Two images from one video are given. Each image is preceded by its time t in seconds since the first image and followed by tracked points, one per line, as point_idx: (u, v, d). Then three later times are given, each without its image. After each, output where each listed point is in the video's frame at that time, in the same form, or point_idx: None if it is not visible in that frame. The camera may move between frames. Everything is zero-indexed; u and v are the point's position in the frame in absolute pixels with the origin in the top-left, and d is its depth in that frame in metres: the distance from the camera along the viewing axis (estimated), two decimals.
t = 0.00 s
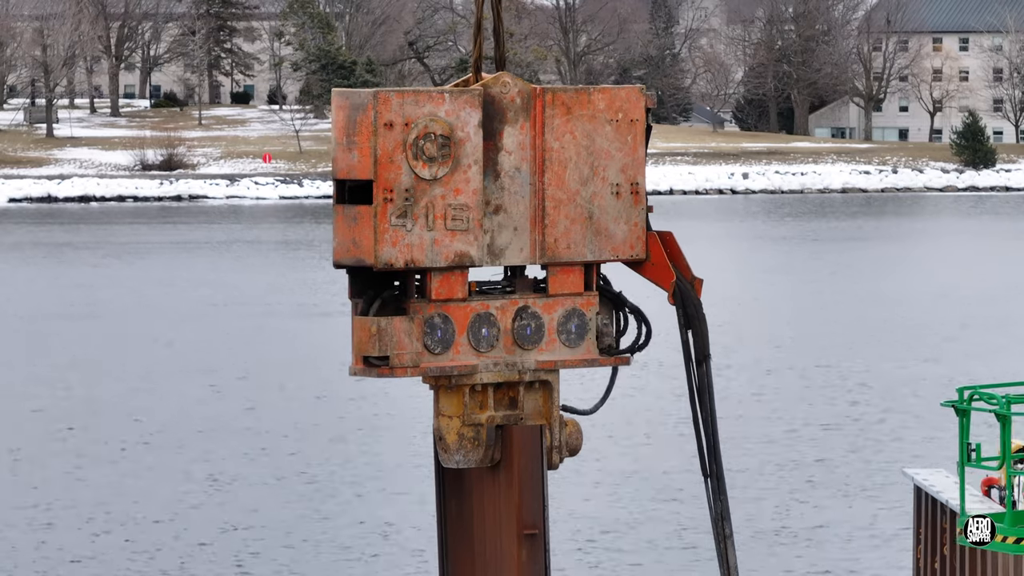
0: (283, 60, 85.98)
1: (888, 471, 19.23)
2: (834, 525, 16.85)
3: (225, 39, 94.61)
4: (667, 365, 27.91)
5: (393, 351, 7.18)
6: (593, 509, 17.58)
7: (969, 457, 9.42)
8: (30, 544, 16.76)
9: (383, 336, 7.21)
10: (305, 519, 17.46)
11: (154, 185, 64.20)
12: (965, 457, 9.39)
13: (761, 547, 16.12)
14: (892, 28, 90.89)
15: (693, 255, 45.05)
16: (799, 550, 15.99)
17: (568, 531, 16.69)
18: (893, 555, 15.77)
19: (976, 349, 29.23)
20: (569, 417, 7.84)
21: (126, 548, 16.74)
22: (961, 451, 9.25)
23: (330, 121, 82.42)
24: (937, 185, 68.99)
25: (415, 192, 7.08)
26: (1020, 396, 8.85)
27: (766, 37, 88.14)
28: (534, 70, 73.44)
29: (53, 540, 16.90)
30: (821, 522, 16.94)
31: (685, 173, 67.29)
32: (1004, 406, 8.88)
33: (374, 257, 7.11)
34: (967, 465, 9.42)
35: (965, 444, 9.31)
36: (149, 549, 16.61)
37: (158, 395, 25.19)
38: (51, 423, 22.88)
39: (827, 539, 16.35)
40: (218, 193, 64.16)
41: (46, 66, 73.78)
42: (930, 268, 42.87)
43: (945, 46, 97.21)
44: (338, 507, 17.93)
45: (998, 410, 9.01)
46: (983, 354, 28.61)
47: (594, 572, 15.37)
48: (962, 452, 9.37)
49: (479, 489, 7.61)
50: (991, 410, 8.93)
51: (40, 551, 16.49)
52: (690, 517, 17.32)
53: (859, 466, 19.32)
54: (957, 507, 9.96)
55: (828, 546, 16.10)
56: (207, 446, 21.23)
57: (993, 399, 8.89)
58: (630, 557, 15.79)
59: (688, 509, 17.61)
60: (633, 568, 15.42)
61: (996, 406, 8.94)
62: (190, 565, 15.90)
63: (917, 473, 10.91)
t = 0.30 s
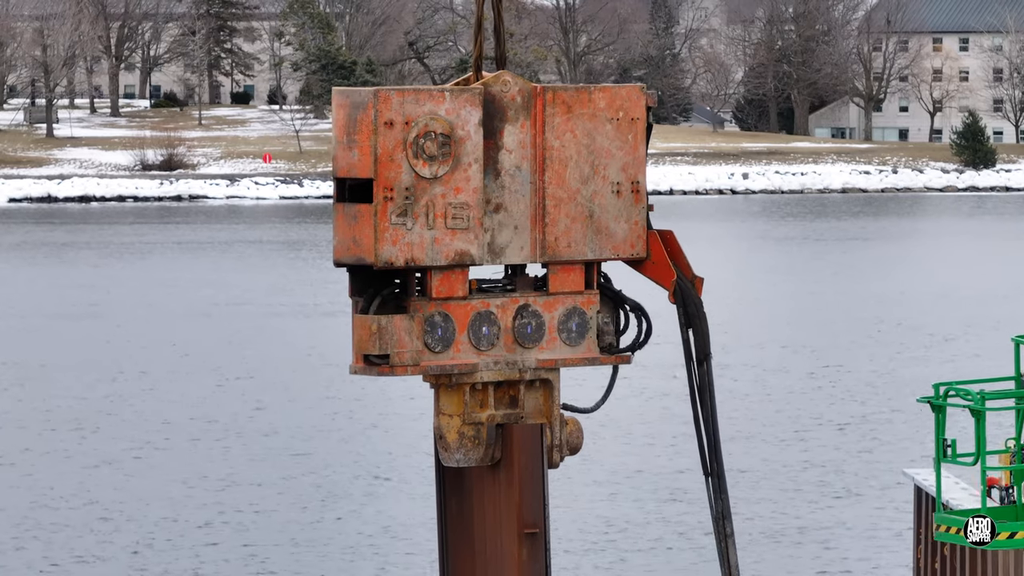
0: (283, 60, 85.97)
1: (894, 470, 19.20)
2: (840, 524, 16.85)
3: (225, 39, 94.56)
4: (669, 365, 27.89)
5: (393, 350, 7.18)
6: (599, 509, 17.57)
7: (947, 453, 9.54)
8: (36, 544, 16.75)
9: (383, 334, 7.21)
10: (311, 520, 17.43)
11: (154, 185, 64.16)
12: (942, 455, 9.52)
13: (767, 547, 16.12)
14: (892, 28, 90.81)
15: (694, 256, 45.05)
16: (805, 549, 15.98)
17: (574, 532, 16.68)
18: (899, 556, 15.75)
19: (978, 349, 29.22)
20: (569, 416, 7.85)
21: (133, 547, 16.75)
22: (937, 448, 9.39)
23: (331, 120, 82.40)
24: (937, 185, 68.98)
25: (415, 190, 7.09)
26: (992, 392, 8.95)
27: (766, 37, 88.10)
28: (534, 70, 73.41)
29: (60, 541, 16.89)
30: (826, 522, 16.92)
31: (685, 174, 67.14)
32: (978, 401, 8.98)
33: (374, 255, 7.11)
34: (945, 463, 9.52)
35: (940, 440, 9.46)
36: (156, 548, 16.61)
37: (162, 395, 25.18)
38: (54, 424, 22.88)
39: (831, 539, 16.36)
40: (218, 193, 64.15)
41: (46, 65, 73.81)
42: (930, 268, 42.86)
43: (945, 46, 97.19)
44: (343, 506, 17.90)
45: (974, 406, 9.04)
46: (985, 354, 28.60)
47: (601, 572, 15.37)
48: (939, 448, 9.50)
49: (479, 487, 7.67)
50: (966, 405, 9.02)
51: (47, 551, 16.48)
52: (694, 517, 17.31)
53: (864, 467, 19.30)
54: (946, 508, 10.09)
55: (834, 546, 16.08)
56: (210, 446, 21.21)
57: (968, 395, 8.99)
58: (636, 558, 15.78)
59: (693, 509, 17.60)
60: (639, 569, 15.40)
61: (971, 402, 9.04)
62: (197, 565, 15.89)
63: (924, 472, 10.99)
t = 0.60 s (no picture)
0: (283, 60, 85.97)
1: (898, 469, 19.20)
2: (846, 524, 16.85)
3: (225, 39, 94.52)
4: (671, 364, 27.90)
5: (394, 348, 7.19)
6: (602, 508, 17.58)
7: (920, 449, 9.88)
8: (41, 545, 16.74)
9: (384, 333, 7.22)
10: (317, 519, 17.44)
11: (154, 185, 64.14)
12: (916, 450, 9.88)
13: (772, 548, 16.12)
14: (892, 29, 90.73)
15: (695, 256, 45.09)
16: (809, 549, 16.01)
17: (579, 532, 16.71)
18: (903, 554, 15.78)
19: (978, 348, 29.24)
20: (570, 414, 7.86)
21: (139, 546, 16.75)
22: (910, 442, 9.76)
23: (331, 120, 82.38)
24: (937, 185, 68.99)
25: (416, 189, 7.09)
26: (963, 390, 9.36)
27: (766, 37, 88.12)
28: (534, 70, 73.40)
29: (65, 541, 16.88)
30: (830, 521, 16.96)
31: (686, 174, 67.08)
32: (950, 398, 9.37)
33: (375, 255, 7.12)
34: (918, 459, 9.90)
35: (914, 435, 9.82)
36: (161, 548, 16.60)
37: (164, 394, 25.20)
38: (57, 424, 22.89)
39: (836, 539, 16.36)
40: (218, 193, 64.15)
41: (46, 66, 73.80)
42: (930, 268, 42.89)
43: (945, 46, 97.18)
44: (347, 505, 17.91)
45: (945, 401, 9.45)
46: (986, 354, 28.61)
47: (608, 571, 15.38)
48: (913, 443, 9.84)
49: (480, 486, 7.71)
50: (940, 402, 9.42)
51: (52, 551, 16.48)
52: (698, 517, 17.32)
53: (868, 467, 19.31)
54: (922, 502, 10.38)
55: (839, 545, 16.09)
56: (213, 447, 21.22)
57: (941, 392, 9.39)
58: (642, 558, 15.81)
59: (696, 509, 17.62)
60: (645, 569, 15.41)
61: (945, 398, 9.42)
62: (203, 564, 15.90)
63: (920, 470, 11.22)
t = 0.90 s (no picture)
0: (283, 60, 86.04)
1: (901, 467, 19.19)
2: (851, 524, 16.83)
3: (225, 39, 94.51)
4: (673, 364, 27.89)
5: (394, 348, 7.27)
6: (606, 509, 17.57)
7: (905, 447, 9.87)
8: (46, 544, 16.74)
9: (384, 333, 7.30)
10: (321, 519, 17.44)
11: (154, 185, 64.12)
12: (900, 449, 9.87)
13: (776, 546, 16.12)
14: (893, 29, 90.75)
15: (696, 256, 45.08)
16: (814, 549, 15.99)
17: (582, 532, 16.69)
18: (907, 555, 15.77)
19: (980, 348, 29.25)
20: (571, 415, 7.92)
21: (144, 545, 16.75)
22: (894, 440, 9.77)
23: (331, 120, 82.36)
24: (937, 185, 69.02)
25: (416, 188, 7.18)
26: (947, 388, 9.34)
27: (766, 38, 88.11)
28: (534, 70, 73.40)
29: (69, 541, 16.88)
30: (834, 521, 16.93)
31: (685, 174, 67.05)
32: (933, 396, 9.36)
33: (376, 254, 7.20)
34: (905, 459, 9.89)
35: (899, 433, 9.81)
36: (166, 547, 16.61)
37: (167, 394, 25.19)
38: (60, 424, 22.89)
39: (841, 539, 16.35)
40: (218, 193, 64.15)
41: (46, 66, 73.81)
42: (929, 268, 42.91)
43: (945, 46, 97.23)
44: (351, 506, 17.90)
45: (928, 400, 9.45)
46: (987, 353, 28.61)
47: (611, 571, 15.37)
48: (898, 442, 9.83)
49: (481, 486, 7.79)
50: (922, 400, 9.41)
51: (57, 552, 16.48)
52: (701, 518, 17.31)
53: (871, 466, 19.30)
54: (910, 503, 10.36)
55: (843, 546, 16.10)
56: (215, 446, 21.22)
57: (924, 390, 9.39)
58: (646, 559, 15.78)
59: (700, 510, 17.60)
60: (650, 569, 15.41)
61: (928, 397, 9.41)
62: (206, 565, 15.89)
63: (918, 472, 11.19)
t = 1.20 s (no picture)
0: (283, 60, 85.99)
1: (905, 467, 19.17)
2: (857, 524, 16.82)
3: (225, 39, 94.42)
4: (674, 364, 27.87)
5: (395, 345, 7.47)
6: (611, 509, 17.57)
7: (908, 447, 9.84)
8: (52, 544, 16.74)
9: (386, 330, 7.49)
10: (324, 520, 17.43)
11: (154, 185, 64.10)
12: (904, 448, 9.84)
13: (780, 547, 16.10)
14: (893, 29, 90.68)
15: (697, 256, 45.06)
16: (820, 549, 15.98)
17: (589, 531, 16.69)
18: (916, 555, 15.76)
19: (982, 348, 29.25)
20: (572, 412, 8.10)
21: (149, 545, 16.76)
22: (897, 440, 9.74)
23: (331, 121, 82.36)
24: (937, 185, 69.00)
25: (418, 186, 7.37)
26: (950, 387, 9.33)
27: (766, 37, 88.07)
28: (533, 70, 73.35)
29: (75, 541, 16.87)
30: (841, 521, 16.93)
31: (685, 174, 67.06)
32: (937, 396, 9.34)
33: (377, 251, 7.40)
34: (906, 458, 9.85)
35: (902, 434, 9.78)
36: (171, 547, 16.61)
37: (171, 394, 25.20)
38: (64, 423, 22.88)
39: (845, 539, 16.35)
40: (218, 193, 64.13)
41: (46, 66, 73.79)
42: (930, 268, 42.92)
43: (945, 46, 97.16)
44: (355, 505, 17.89)
45: (931, 399, 9.41)
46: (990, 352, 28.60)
47: (616, 572, 15.37)
48: (900, 441, 9.81)
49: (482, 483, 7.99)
50: (927, 400, 9.39)
51: (64, 550, 16.49)
52: (707, 518, 17.30)
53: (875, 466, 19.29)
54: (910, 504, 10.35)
55: (848, 546, 16.09)
56: (219, 446, 21.20)
57: (928, 389, 9.37)
58: (653, 559, 15.78)
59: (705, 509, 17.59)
60: (656, 569, 15.41)
61: (932, 397, 9.39)
62: (211, 564, 15.89)
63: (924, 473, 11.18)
